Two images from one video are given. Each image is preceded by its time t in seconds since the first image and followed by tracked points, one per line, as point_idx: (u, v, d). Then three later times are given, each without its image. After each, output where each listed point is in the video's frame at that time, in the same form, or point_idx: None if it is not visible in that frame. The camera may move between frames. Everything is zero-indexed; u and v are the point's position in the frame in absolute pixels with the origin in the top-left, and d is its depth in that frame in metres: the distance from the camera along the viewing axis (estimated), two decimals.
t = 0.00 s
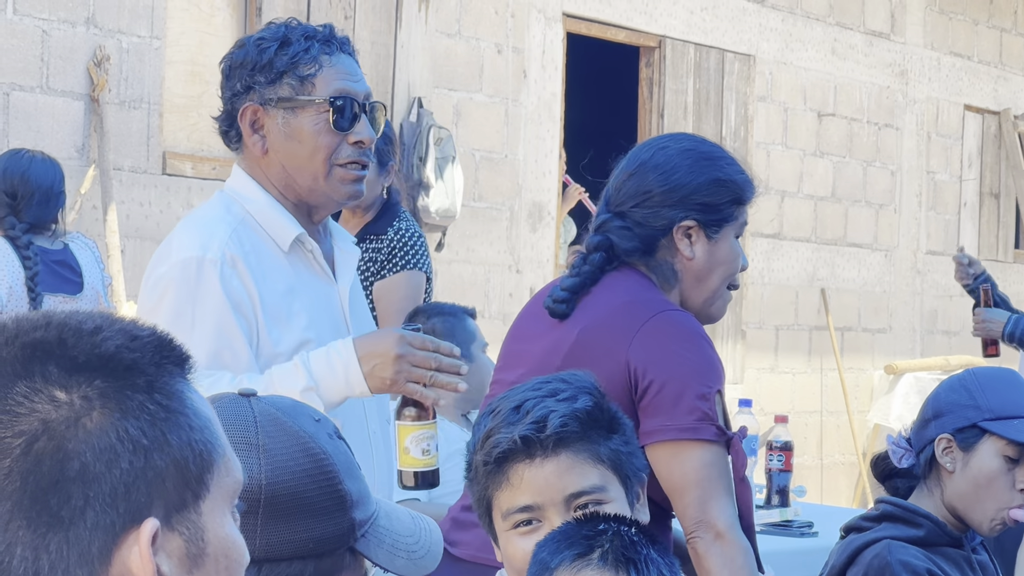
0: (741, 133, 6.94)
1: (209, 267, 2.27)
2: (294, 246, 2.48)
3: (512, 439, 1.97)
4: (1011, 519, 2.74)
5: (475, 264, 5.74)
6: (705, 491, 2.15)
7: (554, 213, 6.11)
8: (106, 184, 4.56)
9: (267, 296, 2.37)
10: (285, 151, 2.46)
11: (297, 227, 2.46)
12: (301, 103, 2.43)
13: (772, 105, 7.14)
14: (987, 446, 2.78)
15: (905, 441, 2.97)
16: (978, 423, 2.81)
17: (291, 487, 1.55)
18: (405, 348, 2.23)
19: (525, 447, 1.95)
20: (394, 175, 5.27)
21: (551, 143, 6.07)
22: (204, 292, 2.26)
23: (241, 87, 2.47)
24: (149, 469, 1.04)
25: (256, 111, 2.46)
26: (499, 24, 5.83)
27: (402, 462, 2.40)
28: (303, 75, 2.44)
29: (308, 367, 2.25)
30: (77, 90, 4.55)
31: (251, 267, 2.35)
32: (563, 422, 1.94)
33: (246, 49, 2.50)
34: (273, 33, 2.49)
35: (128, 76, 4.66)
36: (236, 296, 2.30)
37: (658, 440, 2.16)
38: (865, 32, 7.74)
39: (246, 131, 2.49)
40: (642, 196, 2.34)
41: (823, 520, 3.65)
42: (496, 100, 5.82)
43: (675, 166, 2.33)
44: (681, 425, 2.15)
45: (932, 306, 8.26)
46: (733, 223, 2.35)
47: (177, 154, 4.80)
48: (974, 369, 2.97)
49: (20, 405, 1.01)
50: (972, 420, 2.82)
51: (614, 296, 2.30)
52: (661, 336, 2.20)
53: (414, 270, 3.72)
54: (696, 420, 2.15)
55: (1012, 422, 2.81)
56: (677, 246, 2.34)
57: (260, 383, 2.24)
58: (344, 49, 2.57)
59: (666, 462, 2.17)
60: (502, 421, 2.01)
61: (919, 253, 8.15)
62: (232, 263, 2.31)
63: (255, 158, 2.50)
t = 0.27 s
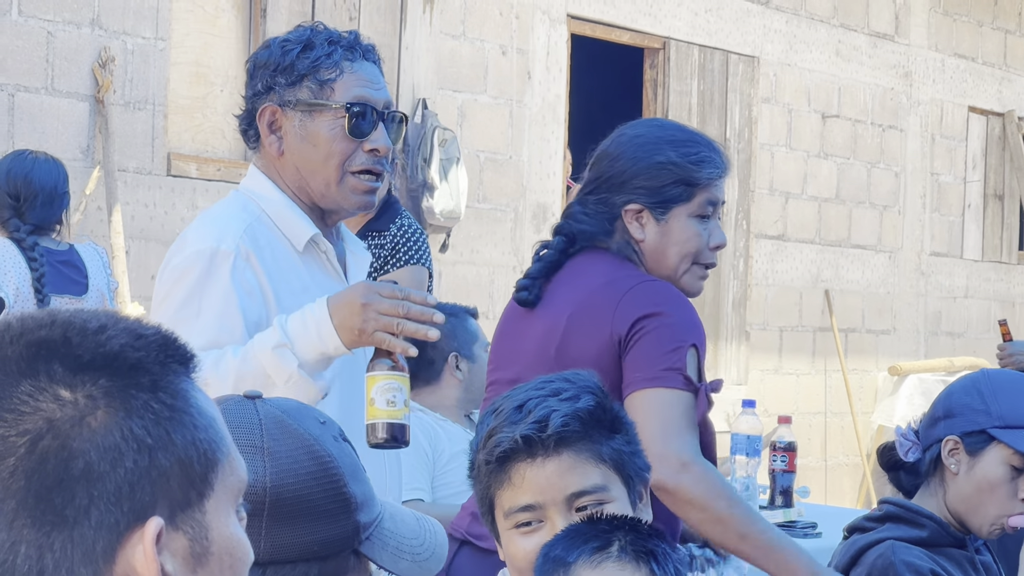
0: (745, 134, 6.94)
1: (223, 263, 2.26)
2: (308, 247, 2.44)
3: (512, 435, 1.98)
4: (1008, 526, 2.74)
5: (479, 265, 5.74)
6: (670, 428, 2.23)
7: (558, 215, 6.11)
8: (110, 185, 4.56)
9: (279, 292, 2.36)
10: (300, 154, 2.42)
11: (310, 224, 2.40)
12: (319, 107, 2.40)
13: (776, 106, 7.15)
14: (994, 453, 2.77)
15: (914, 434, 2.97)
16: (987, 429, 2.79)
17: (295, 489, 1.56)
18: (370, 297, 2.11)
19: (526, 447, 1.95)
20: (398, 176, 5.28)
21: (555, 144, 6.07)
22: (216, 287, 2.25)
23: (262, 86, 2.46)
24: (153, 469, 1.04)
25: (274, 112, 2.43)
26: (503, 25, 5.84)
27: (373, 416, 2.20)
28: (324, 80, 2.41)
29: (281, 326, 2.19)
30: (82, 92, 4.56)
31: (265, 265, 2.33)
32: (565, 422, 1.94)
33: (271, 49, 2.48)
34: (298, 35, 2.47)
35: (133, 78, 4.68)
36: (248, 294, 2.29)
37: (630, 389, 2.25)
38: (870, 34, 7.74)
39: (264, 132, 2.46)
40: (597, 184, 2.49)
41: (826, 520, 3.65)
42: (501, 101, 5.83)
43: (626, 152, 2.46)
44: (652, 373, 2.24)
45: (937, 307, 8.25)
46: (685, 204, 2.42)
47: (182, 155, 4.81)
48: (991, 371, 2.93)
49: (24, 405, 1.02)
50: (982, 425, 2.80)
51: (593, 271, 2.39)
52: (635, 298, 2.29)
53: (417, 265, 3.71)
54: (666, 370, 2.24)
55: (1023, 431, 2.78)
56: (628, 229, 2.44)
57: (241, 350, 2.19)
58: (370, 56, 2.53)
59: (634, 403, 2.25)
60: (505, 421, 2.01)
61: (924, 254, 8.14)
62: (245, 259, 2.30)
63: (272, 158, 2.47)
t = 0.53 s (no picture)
0: (749, 135, 6.93)
1: (226, 259, 2.20)
2: (306, 249, 2.38)
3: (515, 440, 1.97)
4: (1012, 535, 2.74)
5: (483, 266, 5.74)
6: (705, 418, 2.31)
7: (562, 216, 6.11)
8: (113, 186, 4.56)
9: (284, 288, 2.30)
10: (286, 164, 2.38)
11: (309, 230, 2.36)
12: (304, 120, 2.34)
13: (780, 108, 7.15)
14: (1006, 464, 2.75)
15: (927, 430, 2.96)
16: (1002, 440, 2.77)
17: (296, 494, 1.55)
18: (442, 280, 2.06)
19: (530, 452, 1.95)
20: (401, 177, 5.28)
21: (558, 146, 6.08)
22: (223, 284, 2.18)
23: (253, 95, 2.43)
24: (149, 470, 1.02)
25: (262, 122, 2.39)
26: (507, 26, 5.84)
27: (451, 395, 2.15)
28: (309, 91, 2.35)
29: (343, 311, 2.09)
30: (85, 92, 4.56)
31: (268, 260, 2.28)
32: (569, 428, 1.95)
33: (265, 56, 2.44)
34: (290, 42, 2.40)
35: (136, 79, 4.68)
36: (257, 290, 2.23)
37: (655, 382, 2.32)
38: (874, 35, 7.74)
39: (254, 141, 2.42)
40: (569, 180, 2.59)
41: (829, 522, 3.65)
42: (504, 103, 5.83)
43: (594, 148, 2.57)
44: (674, 363, 2.30)
45: (940, 309, 8.25)
46: (655, 194, 2.53)
47: (185, 156, 4.82)
48: (1014, 380, 2.90)
49: (19, 406, 1.00)
50: (998, 435, 2.77)
51: (587, 268, 2.42)
52: (640, 291, 2.33)
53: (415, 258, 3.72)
54: (689, 358, 2.32)
55: None
56: (601, 222, 2.55)
57: (300, 338, 2.10)
58: (366, 61, 2.43)
59: (664, 398, 2.31)
60: (509, 425, 2.00)
61: (928, 255, 8.14)
62: (249, 255, 2.24)
63: (263, 166, 2.43)
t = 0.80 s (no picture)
0: (751, 136, 6.93)
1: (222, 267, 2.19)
2: (297, 254, 2.38)
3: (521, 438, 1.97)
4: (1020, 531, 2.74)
5: (485, 267, 5.74)
6: (762, 428, 2.35)
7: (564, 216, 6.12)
8: (116, 187, 4.57)
9: (279, 295, 2.29)
10: (268, 177, 2.34)
11: (301, 238, 2.36)
12: (285, 138, 2.29)
13: (783, 108, 7.15)
14: (1010, 461, 2.74)
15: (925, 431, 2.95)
16: (1006, 437, 2.75)
17: (293, 495, 1.54)
18: (465, 290, 2.06)
19: (537, 452, 1.95)
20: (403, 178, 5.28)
21: (561, 146, 6.08)
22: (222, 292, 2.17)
23: (236, 104, 2.37)
24: (150, 469, 1.02)
25: (245, 134, 2.34)
26: (509, 27, 5.84)
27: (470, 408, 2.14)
28: (287, 108, 2.28)
29: (368, 319, 2.09)
30: (88, 93, 4.57)
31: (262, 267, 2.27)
32: (576, 429, 1.95)
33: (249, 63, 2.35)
34: (272, 52, 2.31)
35: (138, 79, 4.69)
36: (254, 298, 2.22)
37: (704, 392, 2.35)
38: (876, 36, 7.73)
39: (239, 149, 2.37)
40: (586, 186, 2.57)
41: (832, 522, 3.65)
42: (507, 103, 5.83)
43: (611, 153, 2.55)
44: (722, 373, 2.33)
45: (943, 309, 8.24)
46: (672, 200, 2.52)
47: (187, 156, 4.83)
48: (1011, 377, 2.89)
49: (19, 406, 1.00)
50: (1001, 433, 2.76)
51: (619, 270, 2.42)
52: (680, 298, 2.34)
53: (412, 252, 3.73)
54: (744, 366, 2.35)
55: None
56: (617, 225, 2.54)
57: (324, 346, 2.09)
58: (348, 71, 2.33)
59: (718, 408, 2.35)
60: (516, 425, 2.00)
61: (930, 256, 8.13)
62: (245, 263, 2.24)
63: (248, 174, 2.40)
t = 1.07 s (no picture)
0: (754, 137, 6.93)
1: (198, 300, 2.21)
2: (296, 265, 2.37)
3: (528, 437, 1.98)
4: None
5: (488, 267, 5.75)
6: (815, 438, 2.38)
7: (567, 217, 6.12)
8: (118, 187, 4.58)
9: (262, 317, 2.30)
10: (284, 186, 2.32)
11: (296, 246, 2.34)
12: (305, 148, 2.28)
13: (785, 109, 7.15)
14: (1005, 446, 2.76)
15: (911, 439, 2.93)
16: (996, 424, 2.77)
17: (285, 490, 1.54)
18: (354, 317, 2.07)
19: (542, 452, 1.96)
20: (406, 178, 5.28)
21: (563, 147, 6.08)
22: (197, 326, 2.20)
23: (249, 111, 2.34)
24: (154, 467, 1.02)
25: (261, 141, 2.32)
26: (512, 27, 5.84)
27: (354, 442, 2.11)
28: (309, 118, 2.27)
29: (264, 352, 2.11)
30: (90, 93, 4.57)
31: (244, 293, 2.27)
32: (582, 429, 1.95)
33: (262, 68, 2.32)
34: (289, 60, 2.29)
35: (142, 79, 4.69)
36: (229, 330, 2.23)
37: (757, 403, 2.38)
38: (879, 36, 7.73)
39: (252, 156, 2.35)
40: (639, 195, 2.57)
41: (834, 523, 3.65)
42: (509, 104, 5.83)
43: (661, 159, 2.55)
44: (774, 387, 2.36)
45: (945, 310, 8.24)
46: (724, 204, 2.52)
47: (190, 157, 4.84)
48: (982, 368, 2.92)
49: (25, 404, 1.00)
50: (991, 420, 2.78)
51: (677, 279, 2.42)
52: (734, 313, 2.36)
53: (410, 252, 3.73)
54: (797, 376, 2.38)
55: None
56: (669, 229, 2.54)
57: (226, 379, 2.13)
58: (366, 82, 2.33)
59: (772, 419, 2.38)
60: (522, 425, 2.01)
61: (933, 257, 8.13)
62: (225, 292, 2.24)
63: (260, 183, 2.37)
